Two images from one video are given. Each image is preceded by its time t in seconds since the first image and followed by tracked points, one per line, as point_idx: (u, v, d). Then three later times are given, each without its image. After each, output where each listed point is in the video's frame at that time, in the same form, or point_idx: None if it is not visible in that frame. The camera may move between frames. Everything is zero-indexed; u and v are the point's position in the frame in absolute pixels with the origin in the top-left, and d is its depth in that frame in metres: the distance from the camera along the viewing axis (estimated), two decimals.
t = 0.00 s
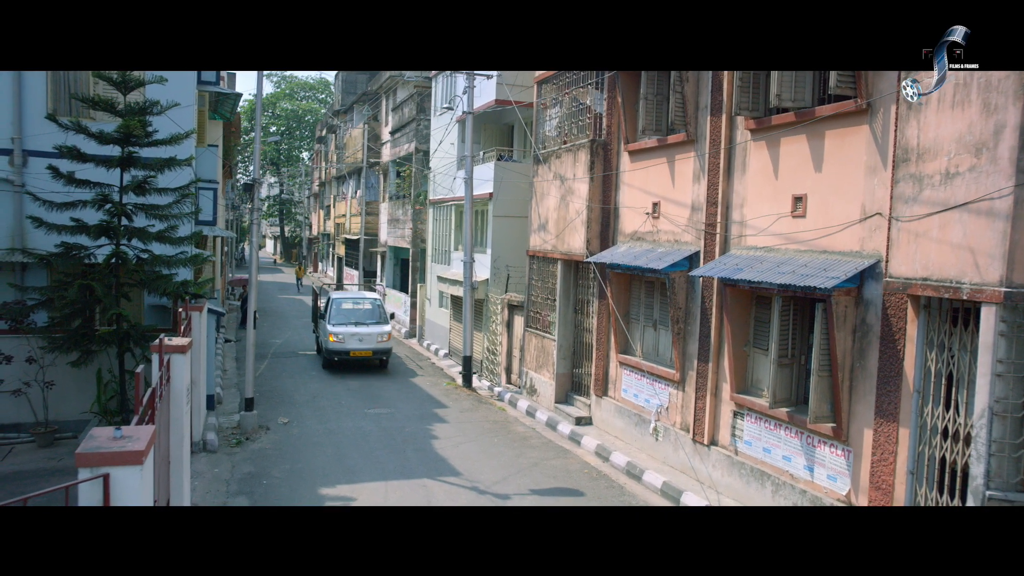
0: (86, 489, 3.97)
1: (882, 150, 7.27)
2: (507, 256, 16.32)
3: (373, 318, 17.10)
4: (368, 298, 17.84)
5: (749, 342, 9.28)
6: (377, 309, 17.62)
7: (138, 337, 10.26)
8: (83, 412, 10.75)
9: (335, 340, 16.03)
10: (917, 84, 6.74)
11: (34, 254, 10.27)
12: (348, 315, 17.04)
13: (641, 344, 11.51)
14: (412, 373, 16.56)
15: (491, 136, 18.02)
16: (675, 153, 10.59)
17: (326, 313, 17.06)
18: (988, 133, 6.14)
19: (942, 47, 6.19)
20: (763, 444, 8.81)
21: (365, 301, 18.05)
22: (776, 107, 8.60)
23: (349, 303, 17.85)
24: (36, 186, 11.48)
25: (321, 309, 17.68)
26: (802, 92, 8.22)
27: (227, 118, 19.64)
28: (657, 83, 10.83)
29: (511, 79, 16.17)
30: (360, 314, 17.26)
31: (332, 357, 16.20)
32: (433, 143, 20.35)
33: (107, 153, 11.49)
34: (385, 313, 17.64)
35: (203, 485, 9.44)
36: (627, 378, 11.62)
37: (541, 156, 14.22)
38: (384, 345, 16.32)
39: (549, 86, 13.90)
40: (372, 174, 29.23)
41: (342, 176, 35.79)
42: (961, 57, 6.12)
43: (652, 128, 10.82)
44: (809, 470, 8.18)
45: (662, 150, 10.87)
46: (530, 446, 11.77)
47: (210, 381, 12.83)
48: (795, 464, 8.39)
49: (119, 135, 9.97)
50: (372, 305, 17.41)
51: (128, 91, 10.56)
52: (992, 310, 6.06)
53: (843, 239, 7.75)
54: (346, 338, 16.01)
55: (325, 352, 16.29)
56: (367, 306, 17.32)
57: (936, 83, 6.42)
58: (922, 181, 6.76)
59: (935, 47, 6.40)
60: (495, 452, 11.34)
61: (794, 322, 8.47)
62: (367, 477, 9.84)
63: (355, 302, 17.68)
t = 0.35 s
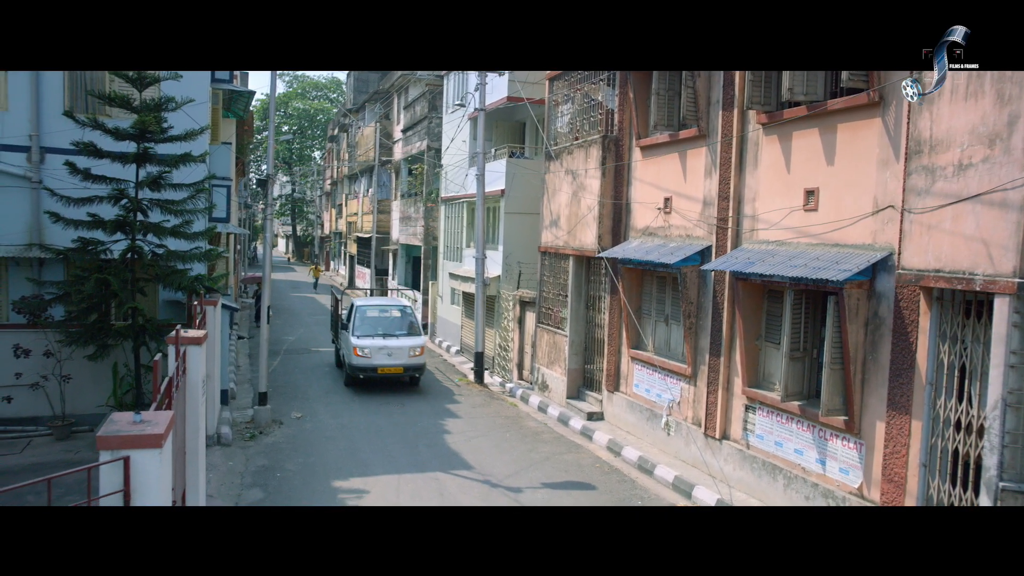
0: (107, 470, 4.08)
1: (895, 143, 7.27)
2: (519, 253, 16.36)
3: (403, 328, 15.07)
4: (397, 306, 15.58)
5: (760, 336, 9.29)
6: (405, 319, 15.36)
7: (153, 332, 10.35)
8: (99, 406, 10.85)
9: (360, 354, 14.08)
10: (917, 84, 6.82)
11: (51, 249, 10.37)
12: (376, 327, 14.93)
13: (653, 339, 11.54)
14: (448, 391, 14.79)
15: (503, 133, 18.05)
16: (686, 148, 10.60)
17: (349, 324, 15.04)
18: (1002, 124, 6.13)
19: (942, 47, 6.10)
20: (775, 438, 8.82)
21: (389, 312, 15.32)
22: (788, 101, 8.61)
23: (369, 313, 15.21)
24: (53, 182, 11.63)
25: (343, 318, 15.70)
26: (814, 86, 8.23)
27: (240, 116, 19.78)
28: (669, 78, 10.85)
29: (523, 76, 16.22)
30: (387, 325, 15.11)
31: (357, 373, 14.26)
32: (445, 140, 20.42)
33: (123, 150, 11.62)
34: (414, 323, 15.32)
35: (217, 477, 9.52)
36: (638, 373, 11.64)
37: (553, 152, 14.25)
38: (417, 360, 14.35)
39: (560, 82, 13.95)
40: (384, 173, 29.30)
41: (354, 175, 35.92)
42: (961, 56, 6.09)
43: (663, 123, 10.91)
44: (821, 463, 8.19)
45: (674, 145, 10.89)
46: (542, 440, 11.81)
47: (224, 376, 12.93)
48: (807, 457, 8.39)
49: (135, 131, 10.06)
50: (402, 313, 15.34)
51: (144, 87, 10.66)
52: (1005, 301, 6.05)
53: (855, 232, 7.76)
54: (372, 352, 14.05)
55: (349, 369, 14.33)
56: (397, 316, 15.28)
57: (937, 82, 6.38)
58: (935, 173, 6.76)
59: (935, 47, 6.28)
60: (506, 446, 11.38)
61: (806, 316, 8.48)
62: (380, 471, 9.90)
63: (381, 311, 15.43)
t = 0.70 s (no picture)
0: (130, 447, 4.50)
1: (909, 132, 7.27)
2: (532, 247, 16.41)
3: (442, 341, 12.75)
4: (433, 316, 13.17)
5: (774, 327, 9.30)
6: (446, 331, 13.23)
7: (171, 323, 10.46)
8: (118, 397, 10.98)
9: (394, 374, 11.90)
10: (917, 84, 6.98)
11: (70, 241, 10.51)
12: (410, 340, 12.61)
13: (666, 331, 11.57)
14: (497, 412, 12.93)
15: (516, 129, 18.09)
16: (700, 141, 10.61)
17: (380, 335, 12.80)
18: (1017, 112, 6.14)
19: (942, 47, 5.86)
20: (789, 428, 8.84)
21: (428, 321, 13.18)
22: (802, 92, 8.61)
23: (403, 322, 12.99)
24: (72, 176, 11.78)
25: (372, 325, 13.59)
26: (828, 77, 8.24)
27: (255, 112, 19.92)
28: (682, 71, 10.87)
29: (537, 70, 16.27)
30: (423, 339, 12.71)
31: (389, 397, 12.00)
32: (458, 136, 20.49)
33: (142, 143, 11.76)
34: (456, 333, 13.15)
35: (234, 466, 9.62)
36: (652, 366, 11.68)
37: (566, 147, 14.28)
38: (461, 380, 12.17)
39: (574, 77, 13.98)
40: (398, 169, 29.40)
41: (367, 172, 36.05)
42: (962, 55, 5.96)
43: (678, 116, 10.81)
44: (834, 454, 8.20)
45: (688, 138, 10.91)
46: (555, 433, 11.86)
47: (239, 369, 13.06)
48: (820, 448, 8.40)
49: (153, 125, 10.17)
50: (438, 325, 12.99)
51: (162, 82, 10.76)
52: (1019, 289, 6.05)
53: (869, 222, 7.77)
54: (409, 371, 11.89)
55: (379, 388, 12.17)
56: (436, 324, 13.10)
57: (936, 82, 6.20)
58: (949, 161, 6.77)
59: (934, 46, 6.12)
60: (520, 439, 11.44)
61: (819, 306, 8.49)
62: (395, 461, 9.98)
63: (414, 321, 13.03)
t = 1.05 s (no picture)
0: (152, 425, 5.16)
1: (921, 122, 7.27)
2: (545, 241, 16.46)
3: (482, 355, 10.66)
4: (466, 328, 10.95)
5: (786, 319, 9.31)
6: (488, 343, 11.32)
7: (186, 315, 10.57)
8: (134, 387, 11.12)
9: (428, 394, 10.00)
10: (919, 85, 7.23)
11: (88, 234, 10.64)
12: (446, 349, 10.65)
13: (678, 324, 11.59)
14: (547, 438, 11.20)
15: (528, 124, 18.14)
16: (712, 133, 10.62)
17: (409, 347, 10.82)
18: None
19: (942, 47, 5.86)
20: (800, 419, 8.85)
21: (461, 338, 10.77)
22: (814, 83, 8.61)
23: (436, 330, 10.94)
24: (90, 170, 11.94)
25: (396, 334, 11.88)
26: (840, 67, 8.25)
27: (268, 108, 20.04)
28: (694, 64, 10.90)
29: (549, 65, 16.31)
30: (462, 350, 10.69)
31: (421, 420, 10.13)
32: (471, 132, 20.55)
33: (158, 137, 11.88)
34: (499, 345, 11.07)
35: (249, 456, 9.72)
36: (664, 358, 11.70)
37: (578, 141, 14.31)
38: (506, 401, 10.19)
39: (586, 71, 14.01)
40: (410, 166, 29.46)
41: (379, 169, 36.19)
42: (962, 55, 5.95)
43: (688, 108, 11.10)
44: (846, 444, 8.22)
45: (700, 130, 10.92)
46: (568, 425, 11.90)
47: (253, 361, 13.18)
48: (831, 438, 8.42)
49: (169, 118, 10.28)
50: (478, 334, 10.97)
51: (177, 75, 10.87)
52: None
53: (880, 212, 7.77)
54: (446, 391, 9.96)
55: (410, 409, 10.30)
56: (473, 335, 10.95)
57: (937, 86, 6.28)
58: (961, 150, 6.78)
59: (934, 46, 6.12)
60: (532, 431, 11.50)
61: (831, 296, 8.50)
62: (407, 452, 10.06)
63: (449, 330, 10.98)
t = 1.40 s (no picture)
0: (175, 400, 5.48)
1: (935, 110, 7.28)
2: (559, 236, 16.53)
3: (533, 374, 8.31)
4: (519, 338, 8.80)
5: (799, 309, 9.33)
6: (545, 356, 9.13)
7: (205, 306, 10.71)
8: (153, 378, 11.28)
9: (465, 426, 7.70)
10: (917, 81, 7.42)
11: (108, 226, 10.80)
12: (493, 363, 8.48)
13: (692, 316, 11.63)
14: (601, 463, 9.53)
15: (543, 119, 18.19)
16: (725, 126, 10.64)
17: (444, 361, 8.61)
18: None
19: (942, 46, 5.79)
20: (813, 409, 8.88)
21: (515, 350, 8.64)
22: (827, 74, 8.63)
23: (480, 342, 8.68)
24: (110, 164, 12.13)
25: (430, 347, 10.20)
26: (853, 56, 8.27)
27: (284, 105, 20.20)
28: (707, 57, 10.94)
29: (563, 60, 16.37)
30: (509, 368, 8.43)
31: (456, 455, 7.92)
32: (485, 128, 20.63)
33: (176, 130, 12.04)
34: (555, 364, 8.67)
35: (266, 445, 9.84)
36: (677, 351, 11.74)
37: (592, 135, 14.36)
38: (564, 436, 7.83)
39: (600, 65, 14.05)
40: (425, 163, 29.54)
41: (394, 167, 36.35)
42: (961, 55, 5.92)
43: (702, 100, 11.32)
44: (860, 433, 8.24)
45: (713, 123, 10.94)
46: (582, 417, 11.96)
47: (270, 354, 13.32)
48: (845, 428, 8.44)
49: (188, 112, 10.42)
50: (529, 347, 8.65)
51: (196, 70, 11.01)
52: None
53: (894, 201, 7.79)
54: (488, 421, 7.64)
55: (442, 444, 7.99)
56: (524, 349, 8.66)
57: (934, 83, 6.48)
58: (975, 137, 6.80)
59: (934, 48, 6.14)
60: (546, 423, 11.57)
61: (844, 286, 8.52)
62: (422, 441, 10.15)
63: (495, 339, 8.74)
